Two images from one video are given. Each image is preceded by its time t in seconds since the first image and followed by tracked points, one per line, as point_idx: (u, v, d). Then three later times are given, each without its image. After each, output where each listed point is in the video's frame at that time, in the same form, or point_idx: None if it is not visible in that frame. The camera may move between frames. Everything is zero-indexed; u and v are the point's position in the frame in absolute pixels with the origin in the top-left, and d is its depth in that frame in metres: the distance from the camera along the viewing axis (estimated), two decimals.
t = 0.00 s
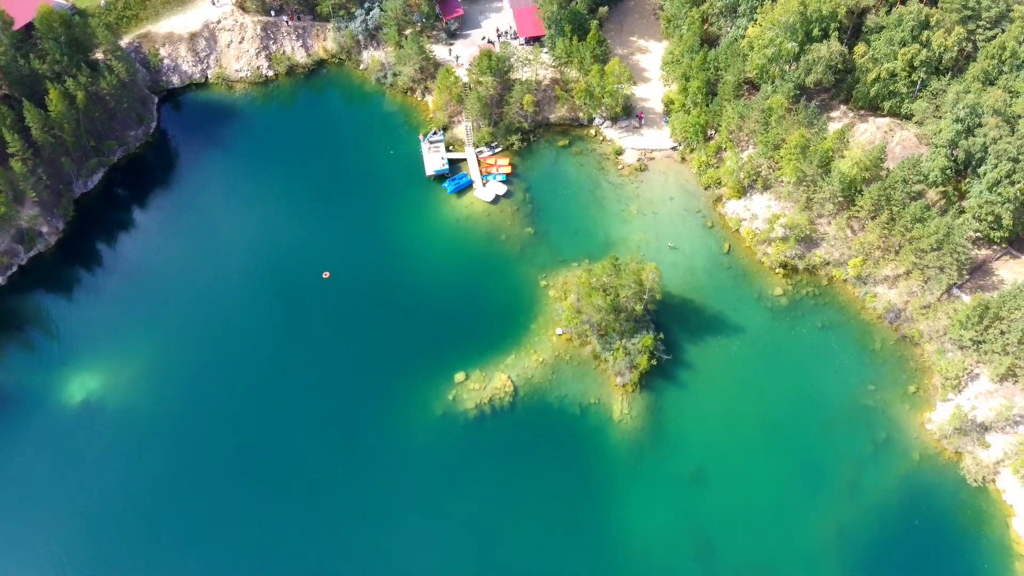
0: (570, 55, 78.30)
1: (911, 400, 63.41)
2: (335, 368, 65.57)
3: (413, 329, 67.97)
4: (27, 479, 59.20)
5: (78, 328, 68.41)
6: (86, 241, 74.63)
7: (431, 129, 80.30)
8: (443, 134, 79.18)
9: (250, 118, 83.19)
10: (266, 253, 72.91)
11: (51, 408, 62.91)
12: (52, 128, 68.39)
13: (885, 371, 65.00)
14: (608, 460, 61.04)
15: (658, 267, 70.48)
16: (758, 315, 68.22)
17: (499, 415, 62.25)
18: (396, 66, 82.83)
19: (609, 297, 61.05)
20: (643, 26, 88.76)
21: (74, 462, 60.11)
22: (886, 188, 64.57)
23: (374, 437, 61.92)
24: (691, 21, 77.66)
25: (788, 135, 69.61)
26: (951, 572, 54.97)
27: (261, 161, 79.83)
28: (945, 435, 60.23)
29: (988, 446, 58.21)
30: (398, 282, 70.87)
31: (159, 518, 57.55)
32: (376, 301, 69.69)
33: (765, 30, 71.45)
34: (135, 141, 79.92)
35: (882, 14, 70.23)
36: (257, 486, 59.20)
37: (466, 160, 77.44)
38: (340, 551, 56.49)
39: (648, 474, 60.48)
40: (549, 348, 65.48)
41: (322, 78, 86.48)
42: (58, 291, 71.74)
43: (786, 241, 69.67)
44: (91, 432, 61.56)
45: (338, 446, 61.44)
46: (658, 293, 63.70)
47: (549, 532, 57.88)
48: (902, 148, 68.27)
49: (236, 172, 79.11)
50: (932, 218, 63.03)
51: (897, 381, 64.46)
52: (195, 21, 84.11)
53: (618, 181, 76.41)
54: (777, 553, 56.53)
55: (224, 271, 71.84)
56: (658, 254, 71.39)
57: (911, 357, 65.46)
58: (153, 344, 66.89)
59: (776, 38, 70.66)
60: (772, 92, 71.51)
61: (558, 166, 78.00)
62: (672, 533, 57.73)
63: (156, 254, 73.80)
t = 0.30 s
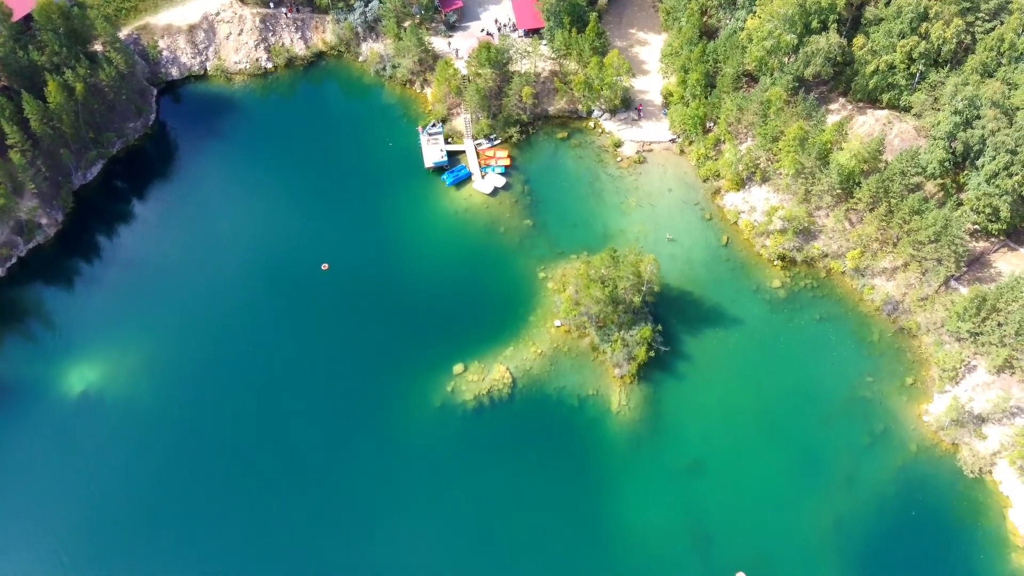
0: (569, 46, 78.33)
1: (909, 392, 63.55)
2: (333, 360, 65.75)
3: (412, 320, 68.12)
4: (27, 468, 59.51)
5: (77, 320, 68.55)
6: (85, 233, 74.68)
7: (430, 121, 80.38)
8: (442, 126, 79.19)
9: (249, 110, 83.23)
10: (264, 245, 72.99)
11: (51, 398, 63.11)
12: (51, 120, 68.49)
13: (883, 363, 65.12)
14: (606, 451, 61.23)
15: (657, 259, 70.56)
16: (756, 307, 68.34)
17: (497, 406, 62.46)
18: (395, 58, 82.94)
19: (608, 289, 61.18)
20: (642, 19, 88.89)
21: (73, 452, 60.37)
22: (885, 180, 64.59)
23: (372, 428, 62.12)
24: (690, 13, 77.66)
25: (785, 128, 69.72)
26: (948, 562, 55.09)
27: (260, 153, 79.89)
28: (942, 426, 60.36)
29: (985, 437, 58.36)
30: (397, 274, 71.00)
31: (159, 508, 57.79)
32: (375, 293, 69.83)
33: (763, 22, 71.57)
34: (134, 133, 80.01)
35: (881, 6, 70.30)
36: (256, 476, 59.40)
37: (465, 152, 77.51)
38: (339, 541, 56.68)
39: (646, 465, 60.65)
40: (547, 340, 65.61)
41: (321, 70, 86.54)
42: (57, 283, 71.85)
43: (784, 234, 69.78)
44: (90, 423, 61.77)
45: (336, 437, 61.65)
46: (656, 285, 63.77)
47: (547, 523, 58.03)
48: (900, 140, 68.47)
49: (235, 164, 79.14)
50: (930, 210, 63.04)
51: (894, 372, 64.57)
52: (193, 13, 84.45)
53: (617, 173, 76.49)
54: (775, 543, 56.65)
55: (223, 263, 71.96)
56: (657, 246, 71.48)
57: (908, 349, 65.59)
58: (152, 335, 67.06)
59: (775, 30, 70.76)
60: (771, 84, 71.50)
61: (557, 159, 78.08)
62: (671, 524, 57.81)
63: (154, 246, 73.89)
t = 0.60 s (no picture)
0: (569, 41, 78.37)
1: (908, 386, 63.55)
2: (332, 354, 65.83)
3: (411, 315, 68.18)
4: (27, 461, 59.71)
5: (76, 313, 68.63)
6: (84, 228, 74.64)
7: (429, 116, 80.47)
8: (441, 121, 79.29)
9: (249, 104, 83.27)
10: (264, 239, 73.00)
11: (51, 392, 63.20)
12: (50, 113, 68.58)
13: (882, 358, 65.13)
14: (604, 445, 61.32)
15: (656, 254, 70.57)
16: (755, 302, 68.39)
17: (496, 400, 62.57)
18: (394, 53, 83.05)
19: (606, 284, 61.26)
20: (641, 14, 89.07)
21: (73, 445, 60.55)
22: (883, 175, 64.61)
23: (371, 423, 62.21)
24: (689, 8, 77.71)
25: (785, 123, 69.73)
26: (946, 557, 55.09)
27: (259, 148, 79.86)
28: (940, 421, 60.42)
29: (983, 432, 58.36)
30: (396, 269, 71.04)
31: (158, 502, 57.90)
32: (375, 288, 69.85)
33: (762, 17, 71.76)
34: (133, 128, 80.15)
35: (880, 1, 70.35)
36: (254, 470, 59.52)
37: (464, 147, 77.55)
38: (338, 535, 56.77)
39: (645, 459, 60.69)
40: (546, 334, 65.66)
41: (320, 64, 86.57)
42: (56, 277, 71.86)
43: (783, 229, 69.95)
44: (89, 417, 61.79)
45: (335, 432, 61.74)
46: (655, 280, 63.85)
47: (546, 517, 58.09)
48: (899, 135, 68.58)
49: (235, 158, 79.12)
50: (929, 205, 62.91)
51: (893, 367, 64.60)
52: (192, 7, 84.81)
53: (616, 168, 76.51)
54: (773, 537, 56.67)
55: (222, 256, 71.99)
56: (656, 241, 71.51)
57: (907, 345, 65.59)
58: (151, 329, 67.12)
59: (774, 25, 70.92)
60: (771, 78, 71.45)
61: (556, 153, 78.11)
62: (669, 517, 57.88)
63: (154, 240, 73.91)
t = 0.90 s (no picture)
0: (569, 38, 78.37)
1: (907, 384, 63.57)
2: (331, 351, 65.83)
3: (410, 312, 68.17)
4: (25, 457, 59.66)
5: (75, 310, 68.60)
6: (83, 225, 74.59)
7: (428, 113, 80.52)
8: (440, 119, 79.34)
9: (249, 102, 83.28)
10: (263, 236, 73.00)
11: (49, 389, 63.08)
12: (49, 110, 68.58)
13: (881, 356, 65.16)
14: (603, 442, 61.33)
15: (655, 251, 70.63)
16: (754, 299, 68.43)
17: (495, 397, 62.59)
18: (394, 50, 83.08)
19: (605, 281, 61.38)
20: (641, 12, 89.12)
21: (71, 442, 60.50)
22: (882, 172, 64.61)
23: (370, 420, 62.22)
24: (689, 6, 77.78)
25: (784, 121, 69.73)
26: (944, 555, 55.10)
27: (258, 145, 79.84)
28: (939, 419, 60.44)
29: (981, 430, 58.36)
30: (395, 267, 71.04)
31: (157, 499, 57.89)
32: (374, 286, 69.84)
33: (762, 15, 71.88)
34: (133, 125, 80.16)
35: None
36: (253, 467, 59.52)
37: (464, 144, 77.57)
38: (337, 533, 56.75)
39: (644, 457, 60.67)
40: (545, 331, 65.72)
41: (320, 62, 86.61)
42: (55, 274, 71.80)
43: (783, 227, 69.91)
44: (87, 414, 61.68)
45: (334, 429, 61.75)
46: (654, 278, 63.88)
47: (544, 514, 58.09)
48: (898, 133, 68.67)
49: (234, 155, 79.09)
50: (929, 203, 62.89)
51: (892, 365, 64.64)
52: (192, 4, 84.90)
53: (615, 166, 76.53)
54: (772, 534, 56.67)
55: (221, 253, 71.97)
56: (656, 238, 71.55)
57: (905, 342, 65.64)
58: (150, 326, 67.07)
59: (774, 23, 71.06)
60: (771, 76, 71.47)
61: (556, 151, 78.16)
62: (667, 515, 57.85)
63: (153, 237, 73.88)
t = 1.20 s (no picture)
0: (569, 37, 78.30)
1: (906, 384, 63.57)
2: (331, 349, 65.84)
3: (410, 311, 68.18)
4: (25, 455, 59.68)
5: (76, 308, 68.62)
6: (82, 224, 74.55)
7: (428, 112, 80.56)
8: (440, 118, 79.33)
9: (249, 100, 83.31)
10: (263, 235, 73.01)
11: (49, 388, 63.03)
12: (49, 109, 68.58)
13: (880, 356, 65.19)
14: (603, 441, 61.34)
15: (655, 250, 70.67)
16: (754, 298, 68.46)
17: (495, 396, 62.59)
18: (394, 49, 83.09)
19: (605, 280, 61.32)
20: (641, 11, 89.11)
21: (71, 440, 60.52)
22: (882, 171, 64.53)
23: (369, 419, 62.18)
24: (689, 5, 77.75)
25: (784, 120, 69.70)
26: (943, 554, 55.14)
27: (258, 144, 79.84)
28: (939, 418, 60.39)
29: (981, 429, 58.36)
30: (395, 265, 71.07)
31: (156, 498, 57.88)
32: (374, 285, 69.85)
33: (763, 14, 71.89)
34: (133, 123, 80.21)
35: None
36: (253, 466, 59.53)
37: (463, 143, 77.58)
38: (336, 532, 56.75)
39: (644, 456, 60.66)
40: (544, 330, 65.75)
41: (320, 60, 86.62)
42: (55, 272, 71.81)
43: (783, 226, 69.75)
44: (87, 413, 61.65)
45: (334, 428, 61.76)
46: (654, 276, 63.82)
47: (544, 513, 58.09)
48: (898, 132, 68.65)
49: (234, 154, 79.10)
50: (928, 202, 62.90)
51: (891, 364, 64.65)
52: (191, 3, 84.92)
53: (615, 165, 76.53)
54: (772, 533, 56.70)
55: (221, 252, 72.00)
56: (655, 237, 71.58)
57: (905, 342, 65.68)
58: (150, 325, 67.06)
59: (774, 22, 71.07)
60: (770, 75, 71.48)
61: (556, 150, 78.18)
62: (667, 514, 57.88)
63: (153, 236, 73.89)
